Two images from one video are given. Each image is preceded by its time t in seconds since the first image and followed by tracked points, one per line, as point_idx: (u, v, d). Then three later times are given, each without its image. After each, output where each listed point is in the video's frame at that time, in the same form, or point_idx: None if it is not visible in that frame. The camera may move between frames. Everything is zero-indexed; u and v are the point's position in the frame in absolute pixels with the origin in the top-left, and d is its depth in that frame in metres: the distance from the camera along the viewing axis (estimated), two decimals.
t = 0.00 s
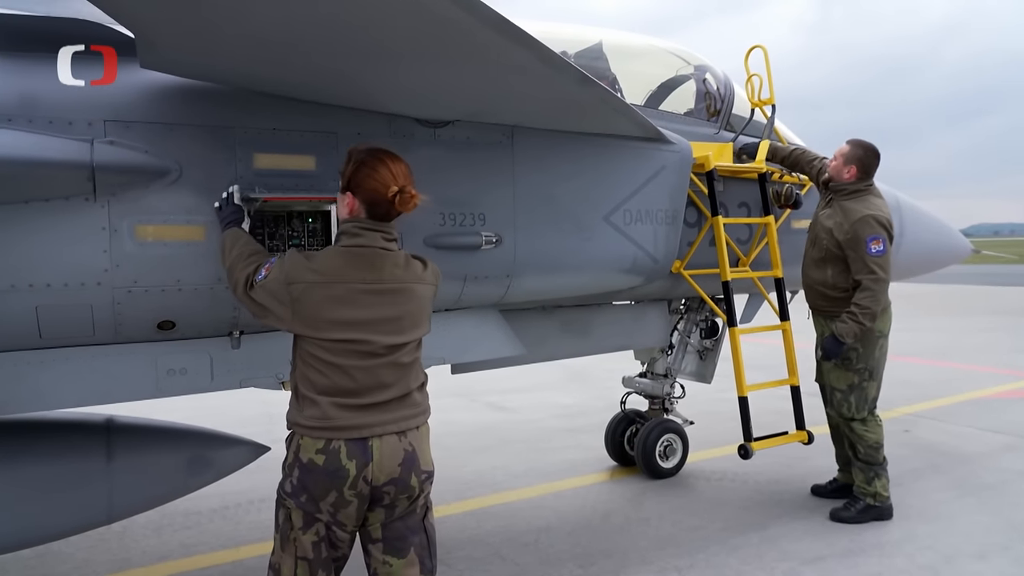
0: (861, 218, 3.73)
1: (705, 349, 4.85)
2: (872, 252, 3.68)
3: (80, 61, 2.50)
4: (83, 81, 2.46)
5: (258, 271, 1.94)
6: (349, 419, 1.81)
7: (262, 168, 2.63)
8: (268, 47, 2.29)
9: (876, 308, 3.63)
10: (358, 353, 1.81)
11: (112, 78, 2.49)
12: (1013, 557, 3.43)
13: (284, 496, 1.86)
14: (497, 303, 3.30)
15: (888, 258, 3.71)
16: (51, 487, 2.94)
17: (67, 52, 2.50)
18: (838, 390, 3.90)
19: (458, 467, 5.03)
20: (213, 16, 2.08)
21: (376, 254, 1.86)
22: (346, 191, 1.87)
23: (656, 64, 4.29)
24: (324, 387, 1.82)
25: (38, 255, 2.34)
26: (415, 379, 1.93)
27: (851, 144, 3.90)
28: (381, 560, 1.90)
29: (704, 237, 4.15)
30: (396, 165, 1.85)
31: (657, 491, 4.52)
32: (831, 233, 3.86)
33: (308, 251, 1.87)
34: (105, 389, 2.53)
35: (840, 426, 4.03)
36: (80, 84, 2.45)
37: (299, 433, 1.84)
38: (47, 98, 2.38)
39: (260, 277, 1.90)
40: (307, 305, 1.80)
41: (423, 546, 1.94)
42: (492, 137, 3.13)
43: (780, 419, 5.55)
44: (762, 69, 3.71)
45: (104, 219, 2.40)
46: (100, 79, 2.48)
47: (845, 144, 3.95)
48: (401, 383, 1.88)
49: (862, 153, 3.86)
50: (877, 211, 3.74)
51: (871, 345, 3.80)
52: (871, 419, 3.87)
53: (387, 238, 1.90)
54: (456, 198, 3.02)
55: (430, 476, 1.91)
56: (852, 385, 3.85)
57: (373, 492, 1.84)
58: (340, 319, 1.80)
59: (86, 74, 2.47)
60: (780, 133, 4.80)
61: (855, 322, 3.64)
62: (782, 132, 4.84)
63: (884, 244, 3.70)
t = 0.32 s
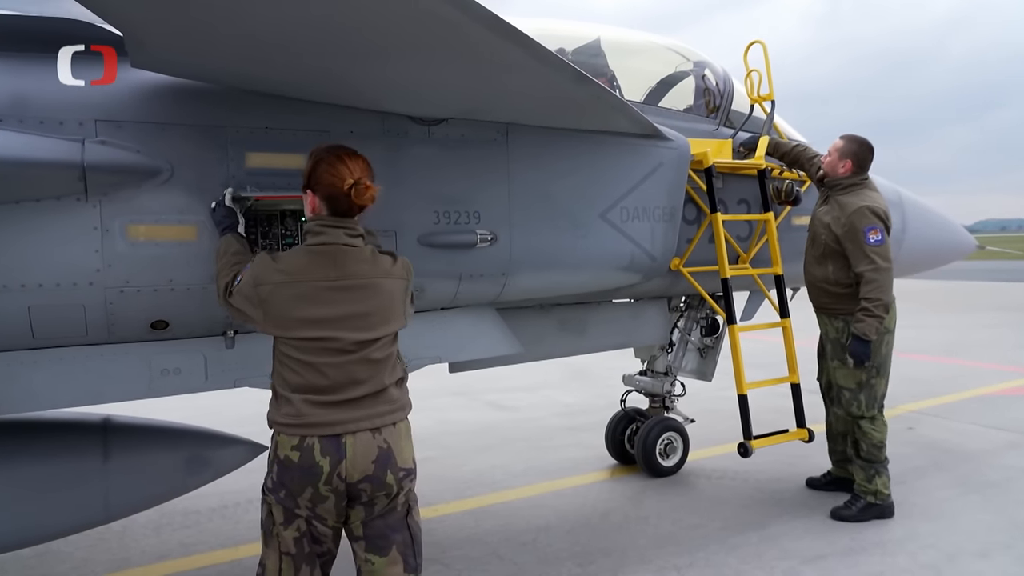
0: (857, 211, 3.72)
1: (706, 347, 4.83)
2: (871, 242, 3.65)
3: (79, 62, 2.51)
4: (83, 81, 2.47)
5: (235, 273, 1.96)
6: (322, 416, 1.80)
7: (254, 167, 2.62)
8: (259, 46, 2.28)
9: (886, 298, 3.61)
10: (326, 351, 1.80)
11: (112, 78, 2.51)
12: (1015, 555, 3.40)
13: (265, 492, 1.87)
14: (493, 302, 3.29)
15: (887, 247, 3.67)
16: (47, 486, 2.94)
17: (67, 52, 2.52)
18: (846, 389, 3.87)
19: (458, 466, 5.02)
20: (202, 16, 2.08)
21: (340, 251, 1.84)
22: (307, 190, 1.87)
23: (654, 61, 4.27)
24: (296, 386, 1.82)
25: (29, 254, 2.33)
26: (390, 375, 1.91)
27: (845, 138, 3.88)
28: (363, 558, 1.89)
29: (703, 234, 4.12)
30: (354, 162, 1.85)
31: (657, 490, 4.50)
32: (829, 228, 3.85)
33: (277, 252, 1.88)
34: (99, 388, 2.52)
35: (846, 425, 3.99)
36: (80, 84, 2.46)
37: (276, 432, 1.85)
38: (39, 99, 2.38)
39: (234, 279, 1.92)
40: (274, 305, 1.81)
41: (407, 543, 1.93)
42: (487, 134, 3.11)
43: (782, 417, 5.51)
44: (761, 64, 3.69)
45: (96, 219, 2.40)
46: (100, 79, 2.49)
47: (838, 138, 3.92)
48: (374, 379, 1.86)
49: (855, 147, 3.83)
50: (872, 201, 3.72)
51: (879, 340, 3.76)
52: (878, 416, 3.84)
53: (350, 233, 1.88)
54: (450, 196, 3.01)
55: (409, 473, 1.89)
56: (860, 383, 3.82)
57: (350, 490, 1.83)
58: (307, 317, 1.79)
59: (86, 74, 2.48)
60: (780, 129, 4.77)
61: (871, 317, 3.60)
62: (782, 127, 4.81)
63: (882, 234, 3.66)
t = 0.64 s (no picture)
0: (858, 208, 3.69)
1: (705, 347, 4.78)
2: (872, 239, 3.63)
3: (79, 62, 2.53)
4: (84, 81, 2.48)
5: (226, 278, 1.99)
6: (299, 418, 1.80)
7: (246, 167, 2.61)
8: (247, 46, 2.27)
9: (885, 295, 3.59)
10: (301, 353, 1.79)
11: (113, 78, 2.53)
12: (1015, 555, 3.38)
13: (250, 495, 1.88)
14: (488, 302, 3.28)
15: (887, 245, 3.65)
16: (41, 488, 2.93)
17: (67, 52, 2.53)
18: (838, 383, 3.85)
19: (457, 466, 5.01)
20: (189, 16, 2.07)
21: (311, 250, 1.81)
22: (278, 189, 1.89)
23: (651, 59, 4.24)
24: (275, 389, 1.83)
25: (18, 255, 2.33)
26: (370, 376, 1.88)
27: (849, 137, 3.85)
28: (348, 563, 1.88)
29: (701, 233, 4.09)
30: (321, 157, 1.85)
31: (656, 490, 4.48)
32: (829, 225, 3.82)
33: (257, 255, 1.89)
34: (91, 389, 2.51)
35: (839, 420, 3.97)
36: (80, 84, 2.47)
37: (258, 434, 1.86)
38: (29, 100, 2.38)
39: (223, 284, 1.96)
40: (250, 308, 1.82)
41: (391, 548, 1.91)
42: (481, 133, 3.10)
43: (783, 416, 5.49)
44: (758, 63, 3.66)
45: (86, 220, 2.40)
46: (101, 78, 2.51)
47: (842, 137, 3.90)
48: (352, 381, 1.84)
49: (859, 146, 3.81)
50: (874, 200, 3.69)
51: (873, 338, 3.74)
52: (869, 412, 3.81)
53: (322, 231, 1.85)
54: (445, 195, 3.00)
55: (390, 476, 1.87)
56: (851, 378, 3.80)
57: (331, 494, 1.82)
58: (280, 319, 1.79)
59: (86, 74, 2.50)
60: (778, 127, 4.74)
61: (870, 314, 3.58)
62: (781, 125, 4.78)
63: (882, 232, 3.64)
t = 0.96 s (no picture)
0: (846, 214, 3.69)
1: (698, 352, 4.77)
2: (858, 245, 3.63)
3: (79, 61, 2.45)
4: (84, 81, 2.47)
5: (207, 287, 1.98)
6: (281, 429, 1.78)
7: (233, 173, 2.60)
8: (232, 51, 2.26)
9: (869, 301, 3.59)
10: (283, 362, 1.78)
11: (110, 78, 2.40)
12: (1006, 561, 3.37)
13: (233, 508, 1.86)
14: (478, 308, 3.26)
15: (873, 251, 3.66)
16: (27, 496, 2.91)
17: (66, 52, 2.48)
18: (825, 387, 3.84)
19: (449, 472, 4.99)
20: (173, 22, 2.05)
21: (292, 258, 1.80)
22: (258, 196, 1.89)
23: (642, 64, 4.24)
24: (257, 399, 1.81)
25: (3, 263, 2.31)
26: (354, 386, 1.86)
27: (841, 142, 3.84)
28: None
29: (693, 239, 4.08)
30: (300, 161, 1.86)
31: (649, 496, 4.47)
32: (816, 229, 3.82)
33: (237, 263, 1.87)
34: (76, 397, 2.49)
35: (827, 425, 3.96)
36: (80, 84, 2.47)
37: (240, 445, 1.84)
38: (13, 105, 2.36)
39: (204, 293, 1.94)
40: (231, 317, 1.81)
41: (377, 560, 1.89)
42: (471, 139, 3.10)
43: (776, 421, 5.48)
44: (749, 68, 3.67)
45: (71, 227, 2.38)
46: (100, 79, 2.44)
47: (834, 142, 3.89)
48: (335, 391, 1.82)
49: (851, 152, 3.81)
50: (861, 205, 3.70)
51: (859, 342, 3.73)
52: (857, 417, 3.80)
53: (303, 238, 1.84)
54: (434, 201, 2.98)
55: (375, 487, 1.86)
56: (838, 382, 3.79)
57: (315, 506, 1.81)
58: (261, 328, 1.77)
59: (87, 74, 2.45)
60: (770, 132, 4.75)
61: (852, 319, 3.59)
62: (772, 130, 4.79)
63: (869, 238, 3.65)
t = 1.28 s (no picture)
0: (845, 223, 3.65)
1: (693, 360, 4.75)
2: (855, 256, 3.60)
3: (79, 62, 2.54)
4: (84, 81, 2.50)
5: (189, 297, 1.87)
6: (280, 443, 1.74)
7: (224, 175, 2.56)
8: (224, 51, 2.22)
9: (859, 314, 3.57)
10: (284, 374, 1.72)
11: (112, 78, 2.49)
12: None
13: (220, 522, 1.80)
14: (471, 314, 3.22)
15: (870, 263, 3.62)
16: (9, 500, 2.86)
17: (66, 51, 2.53)
18: (819, 400, 3.82)
19: (442, 479, 4.94)
20: (162, 21, 2.02)
21: (295, 265, 1.77)
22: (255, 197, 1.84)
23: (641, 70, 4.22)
24: (253, 413, 1.74)
25: None
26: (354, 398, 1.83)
27: (845, 151, 3.81)
28: None
29: (690, 246, 4.05)
30: (298, 166, 1.79)
31: (643, 505, 4.43)
32: (815, 238, 3.79)
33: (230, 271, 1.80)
34: (58, 401, 2.44)
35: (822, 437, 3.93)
36: (81, 84, 2.48)
37: (231, 459, 1.77)
38: None
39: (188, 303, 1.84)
40: (226, 327, 1.73)
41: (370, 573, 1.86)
42: (466, 144, 3.06)
43: (772, 431, 5.45)
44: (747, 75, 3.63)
45: (57, 227, 2.34)
46: (100, 79, 2.51)
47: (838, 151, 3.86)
48: (337, 404, 1.79)
49: (855, 161, 3.78)
50: (862, 216, 3.66)
51: (853, 353, 3.70)
52: (853, 430, 3.77)
53: (305, 243, 1.81)
54: (428, 206, 2.95)
55: (371, 498, 1.83)
56: (833, 395, 3.76)
57: (310, 518, 1.77)
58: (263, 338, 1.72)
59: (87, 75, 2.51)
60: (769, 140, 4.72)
61: (841, 331, 3.57)
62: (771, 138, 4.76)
63: (867, 249, 3.62)
